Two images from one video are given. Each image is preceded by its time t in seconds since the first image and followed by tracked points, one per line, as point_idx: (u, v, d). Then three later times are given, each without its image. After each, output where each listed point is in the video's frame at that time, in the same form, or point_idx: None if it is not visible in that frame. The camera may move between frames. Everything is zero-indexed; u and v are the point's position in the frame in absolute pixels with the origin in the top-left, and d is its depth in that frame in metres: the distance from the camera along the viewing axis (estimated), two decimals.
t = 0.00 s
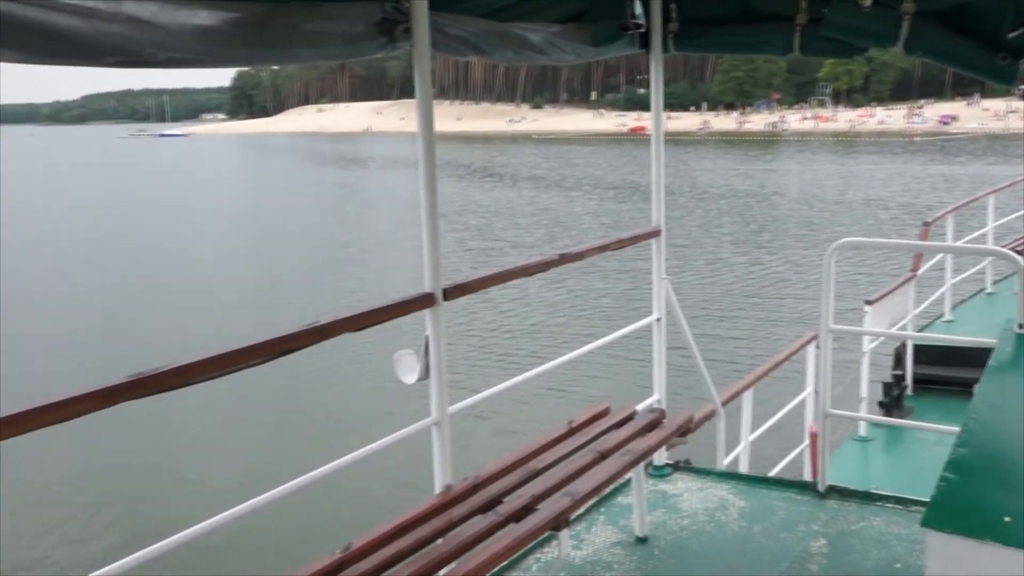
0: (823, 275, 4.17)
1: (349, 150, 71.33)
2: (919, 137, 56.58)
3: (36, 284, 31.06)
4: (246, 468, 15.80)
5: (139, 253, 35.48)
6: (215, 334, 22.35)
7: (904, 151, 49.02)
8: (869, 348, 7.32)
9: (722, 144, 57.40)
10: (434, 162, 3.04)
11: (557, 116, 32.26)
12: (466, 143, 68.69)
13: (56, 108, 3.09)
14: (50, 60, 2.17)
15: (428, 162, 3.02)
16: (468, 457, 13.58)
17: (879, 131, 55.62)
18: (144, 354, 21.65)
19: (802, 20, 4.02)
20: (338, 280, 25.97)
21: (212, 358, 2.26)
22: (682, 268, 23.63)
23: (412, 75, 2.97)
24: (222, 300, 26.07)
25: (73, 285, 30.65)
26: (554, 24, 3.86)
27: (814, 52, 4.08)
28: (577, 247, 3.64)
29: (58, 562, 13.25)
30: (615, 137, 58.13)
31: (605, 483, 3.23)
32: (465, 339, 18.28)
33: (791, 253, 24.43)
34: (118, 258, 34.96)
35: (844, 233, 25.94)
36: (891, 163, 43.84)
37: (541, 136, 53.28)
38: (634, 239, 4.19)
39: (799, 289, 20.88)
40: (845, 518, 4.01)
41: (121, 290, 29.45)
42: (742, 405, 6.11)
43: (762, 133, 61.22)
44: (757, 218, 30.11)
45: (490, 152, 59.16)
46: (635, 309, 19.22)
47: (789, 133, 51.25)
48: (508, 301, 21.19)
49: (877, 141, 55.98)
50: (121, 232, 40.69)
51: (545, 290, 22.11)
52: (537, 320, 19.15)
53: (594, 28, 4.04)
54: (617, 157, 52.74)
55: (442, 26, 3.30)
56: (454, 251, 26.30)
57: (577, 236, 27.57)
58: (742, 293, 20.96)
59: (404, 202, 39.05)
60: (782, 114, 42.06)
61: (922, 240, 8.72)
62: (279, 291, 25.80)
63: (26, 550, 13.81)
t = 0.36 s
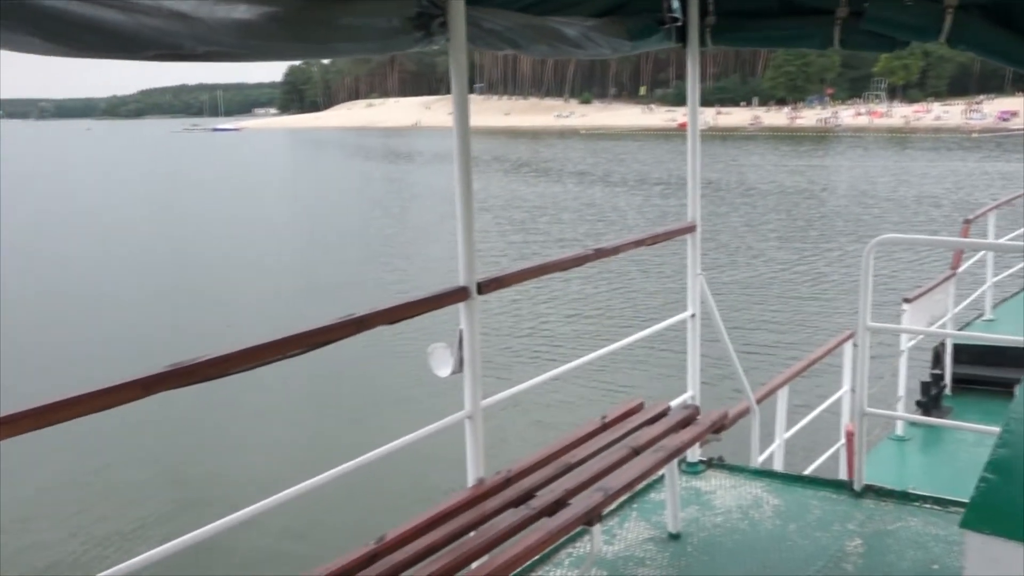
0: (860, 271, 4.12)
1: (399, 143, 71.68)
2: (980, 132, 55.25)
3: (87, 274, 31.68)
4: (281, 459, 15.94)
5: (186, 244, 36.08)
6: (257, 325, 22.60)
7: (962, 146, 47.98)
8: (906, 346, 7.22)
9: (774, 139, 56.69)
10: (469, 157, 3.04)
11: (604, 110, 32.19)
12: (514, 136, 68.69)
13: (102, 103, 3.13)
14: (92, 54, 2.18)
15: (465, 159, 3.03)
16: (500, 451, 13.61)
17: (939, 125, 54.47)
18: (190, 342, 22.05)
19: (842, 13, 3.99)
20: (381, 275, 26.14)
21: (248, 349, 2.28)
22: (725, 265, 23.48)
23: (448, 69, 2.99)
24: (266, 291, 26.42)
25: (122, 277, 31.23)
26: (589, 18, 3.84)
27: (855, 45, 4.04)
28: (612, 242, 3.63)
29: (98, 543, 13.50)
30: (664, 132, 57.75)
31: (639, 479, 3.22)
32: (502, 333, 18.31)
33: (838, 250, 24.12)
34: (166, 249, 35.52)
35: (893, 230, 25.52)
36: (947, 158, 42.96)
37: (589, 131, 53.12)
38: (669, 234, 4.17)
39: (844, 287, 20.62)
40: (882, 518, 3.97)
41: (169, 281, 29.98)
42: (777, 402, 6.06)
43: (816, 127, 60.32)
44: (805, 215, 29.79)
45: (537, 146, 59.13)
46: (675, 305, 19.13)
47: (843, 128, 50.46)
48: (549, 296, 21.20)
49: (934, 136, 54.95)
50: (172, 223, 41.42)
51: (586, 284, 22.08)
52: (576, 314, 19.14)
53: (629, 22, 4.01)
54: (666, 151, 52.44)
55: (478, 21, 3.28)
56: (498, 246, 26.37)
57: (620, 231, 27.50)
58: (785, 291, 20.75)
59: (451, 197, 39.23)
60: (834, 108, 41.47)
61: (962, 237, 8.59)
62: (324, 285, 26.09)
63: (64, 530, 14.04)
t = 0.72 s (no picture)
0: (901, 267, 4.05)
1: (446, 135, 71.69)
2: None
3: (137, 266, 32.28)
4: (316, 449, 16.08)
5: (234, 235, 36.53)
6: (299, 317, 22.84)
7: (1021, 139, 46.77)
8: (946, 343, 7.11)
9: (825, 132, 55.84)
10: (506, 149, 3.03)
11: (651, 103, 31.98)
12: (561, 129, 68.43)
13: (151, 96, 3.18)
14: (136, 47, 2.19)
15: (501, 153, 3.03)
16: (533, 445, 13.61)
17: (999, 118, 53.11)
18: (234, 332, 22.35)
19: (885, 5, 3.93)
20: (424, 269, 26.25)
21: (287, 340, 2.30)
22: (770, 261, 23.25)
23: (485, 62, 2.98)
24: (310, 283, 26.67)
25: (171, 267, 31.75)
26: (628, 10, 3.79)
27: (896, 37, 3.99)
28: (648, 236, 3.61)
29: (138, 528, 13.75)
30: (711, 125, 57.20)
31: (675, 474, 3.20)
32: (541, 327, 18.32)
33: (886, 245, 23.71)
34: (214, 241, 36.04)
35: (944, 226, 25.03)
36: (1003, 151, 41.93)
37: (637, 124, 52.78)
38: (706, 229, 4.13)
39: (890, 285, 20.30)
40: (922, 518, 3.91)
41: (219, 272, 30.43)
42: (815, 398, 6.00)
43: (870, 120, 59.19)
44: (854, 210, 29.35)
45: (584, 137, 58.90)
46: (715, 300, 18.99)
47: (896, 122, 49.54)
48: (591, 290, 21.13)
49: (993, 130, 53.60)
50: (221, 215, 41.98)
51: (628, 278, 22.00)
52: (616, 308, 19.09)
53: (668, 13, 3.97)
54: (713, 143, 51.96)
55: (518, 11, 3.26)
56: (541, 241, 26.36)
57: (664, 225, 27.34)
58: (829, 288, 20.49)
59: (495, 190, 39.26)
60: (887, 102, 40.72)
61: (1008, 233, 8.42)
62: (369, 277, 26.28)
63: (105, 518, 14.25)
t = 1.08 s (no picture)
0: (950, 265, 3.97)
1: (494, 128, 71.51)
2: None
3: (186, 254, 32.62)
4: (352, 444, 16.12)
5: (282, 226, 36.85)
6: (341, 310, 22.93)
7: None
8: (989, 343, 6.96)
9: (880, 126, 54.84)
10: (549, 144, 3.01)
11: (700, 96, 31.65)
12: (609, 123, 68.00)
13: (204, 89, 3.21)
14: (183, 39, 2.19)
15: (544, 147, 3.00)
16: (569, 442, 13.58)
17: None
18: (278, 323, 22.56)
19: None
20: (467, 265, 26.19)
21: (329, 335, 2.29)
22: (817, 259, 22.96)
23: (529, 55, 2.96)
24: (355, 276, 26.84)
25: (221, 256, 32.07)
26: (672, 2, 3.73)
27: (948, 29, 3.93)
28: (690, 231, 3.56)
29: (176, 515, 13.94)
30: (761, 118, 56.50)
31: (717, 473, 3.17)
32: (582, 322, 18.27)
33: (938, 243, 23.24)
34: (262, 231, 36.30)
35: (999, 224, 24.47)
36: None
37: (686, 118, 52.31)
38: (749, 224, 4.08)
39: (941, 284, 19.92)
40: (968, 521, 3.83)
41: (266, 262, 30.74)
42: (857, 397, 5.90)
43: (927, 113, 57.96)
44: (907, 207, 28.84)
45: (631, 131, 58.47)
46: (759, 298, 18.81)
47: (952, 117, 48.50)
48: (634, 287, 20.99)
49: None
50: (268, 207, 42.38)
51: (673, 273, 21.85)
52: (659, 304, 18.99)
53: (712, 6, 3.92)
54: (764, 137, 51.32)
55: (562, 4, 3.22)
56: (586, 235, 26.28)
57: (711, 221, 27.12)
58: (878, 285, 20.17)
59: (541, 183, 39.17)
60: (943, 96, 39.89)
61: None
62: (414, 271, 26.39)
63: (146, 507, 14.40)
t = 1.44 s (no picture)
0: (1001, 268, 3.86)
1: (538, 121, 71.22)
2: None
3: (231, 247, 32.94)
4: (387, 442, 16.17)
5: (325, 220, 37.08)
6: (381, 307, 23.00)
7: None
8: None
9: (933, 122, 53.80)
10: (594, 140, 2.96)
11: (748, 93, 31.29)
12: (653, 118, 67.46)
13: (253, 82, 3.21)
14: (229, 30, 2.17)
15: (589, 143, 2.95)
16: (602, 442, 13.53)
17: None
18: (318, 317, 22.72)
19: None
20: (508, 262, 26.12)
21: (372, 331, 2.26)
22: (863, 260, 22.63)
23: (575, 48, 2.90)
24: (395, 271, 26.94)
25: (266, 249, 32.34)
26: None
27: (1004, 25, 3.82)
28: (734, 229, 3.49)
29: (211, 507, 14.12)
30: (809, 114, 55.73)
31: (762, 476, 3.11)
32: (622, 320, 18.18)
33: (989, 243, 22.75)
34: (306, 225, 36.53)
35: None
36: None
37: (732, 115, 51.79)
38: (793, 223, 4.00)
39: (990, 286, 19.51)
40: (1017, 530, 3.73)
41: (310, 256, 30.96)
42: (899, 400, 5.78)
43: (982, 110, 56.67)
44: (957, 206, 28.29)
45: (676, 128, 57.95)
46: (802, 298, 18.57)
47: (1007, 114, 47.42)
48: (676, 286, 20.81)
49: None
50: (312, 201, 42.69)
51: (715, 271, 21.66)
52: (699, 304, 18.85)
53: None
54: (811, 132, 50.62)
55: None
56: (629, 232, 26.13)
57: (755, 219, 26.83)
58: (924, 287, 19.81)
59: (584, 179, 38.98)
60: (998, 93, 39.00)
61: None
62: (455, 267, 26.42)
63: (183, 499, 14.54)
